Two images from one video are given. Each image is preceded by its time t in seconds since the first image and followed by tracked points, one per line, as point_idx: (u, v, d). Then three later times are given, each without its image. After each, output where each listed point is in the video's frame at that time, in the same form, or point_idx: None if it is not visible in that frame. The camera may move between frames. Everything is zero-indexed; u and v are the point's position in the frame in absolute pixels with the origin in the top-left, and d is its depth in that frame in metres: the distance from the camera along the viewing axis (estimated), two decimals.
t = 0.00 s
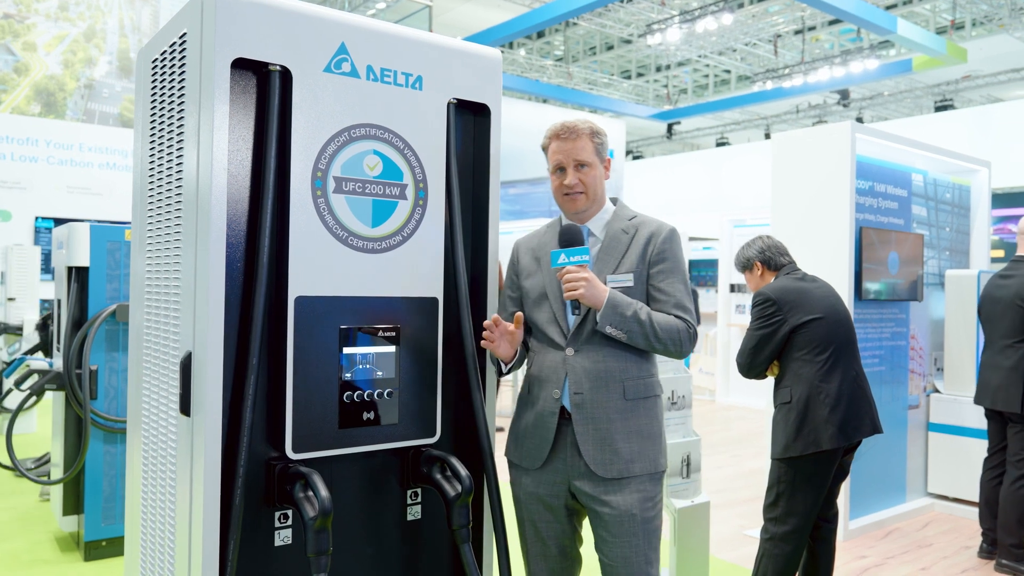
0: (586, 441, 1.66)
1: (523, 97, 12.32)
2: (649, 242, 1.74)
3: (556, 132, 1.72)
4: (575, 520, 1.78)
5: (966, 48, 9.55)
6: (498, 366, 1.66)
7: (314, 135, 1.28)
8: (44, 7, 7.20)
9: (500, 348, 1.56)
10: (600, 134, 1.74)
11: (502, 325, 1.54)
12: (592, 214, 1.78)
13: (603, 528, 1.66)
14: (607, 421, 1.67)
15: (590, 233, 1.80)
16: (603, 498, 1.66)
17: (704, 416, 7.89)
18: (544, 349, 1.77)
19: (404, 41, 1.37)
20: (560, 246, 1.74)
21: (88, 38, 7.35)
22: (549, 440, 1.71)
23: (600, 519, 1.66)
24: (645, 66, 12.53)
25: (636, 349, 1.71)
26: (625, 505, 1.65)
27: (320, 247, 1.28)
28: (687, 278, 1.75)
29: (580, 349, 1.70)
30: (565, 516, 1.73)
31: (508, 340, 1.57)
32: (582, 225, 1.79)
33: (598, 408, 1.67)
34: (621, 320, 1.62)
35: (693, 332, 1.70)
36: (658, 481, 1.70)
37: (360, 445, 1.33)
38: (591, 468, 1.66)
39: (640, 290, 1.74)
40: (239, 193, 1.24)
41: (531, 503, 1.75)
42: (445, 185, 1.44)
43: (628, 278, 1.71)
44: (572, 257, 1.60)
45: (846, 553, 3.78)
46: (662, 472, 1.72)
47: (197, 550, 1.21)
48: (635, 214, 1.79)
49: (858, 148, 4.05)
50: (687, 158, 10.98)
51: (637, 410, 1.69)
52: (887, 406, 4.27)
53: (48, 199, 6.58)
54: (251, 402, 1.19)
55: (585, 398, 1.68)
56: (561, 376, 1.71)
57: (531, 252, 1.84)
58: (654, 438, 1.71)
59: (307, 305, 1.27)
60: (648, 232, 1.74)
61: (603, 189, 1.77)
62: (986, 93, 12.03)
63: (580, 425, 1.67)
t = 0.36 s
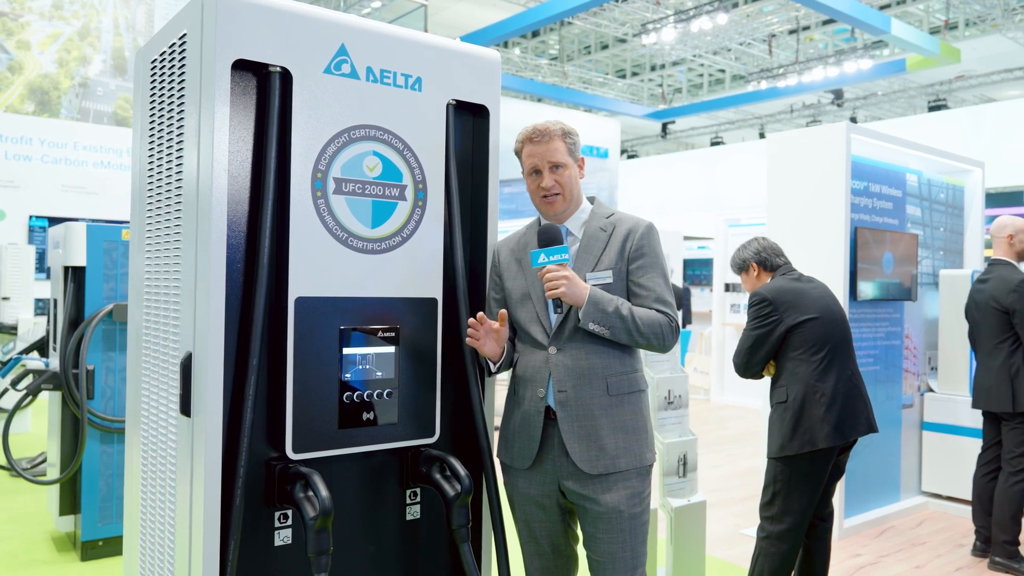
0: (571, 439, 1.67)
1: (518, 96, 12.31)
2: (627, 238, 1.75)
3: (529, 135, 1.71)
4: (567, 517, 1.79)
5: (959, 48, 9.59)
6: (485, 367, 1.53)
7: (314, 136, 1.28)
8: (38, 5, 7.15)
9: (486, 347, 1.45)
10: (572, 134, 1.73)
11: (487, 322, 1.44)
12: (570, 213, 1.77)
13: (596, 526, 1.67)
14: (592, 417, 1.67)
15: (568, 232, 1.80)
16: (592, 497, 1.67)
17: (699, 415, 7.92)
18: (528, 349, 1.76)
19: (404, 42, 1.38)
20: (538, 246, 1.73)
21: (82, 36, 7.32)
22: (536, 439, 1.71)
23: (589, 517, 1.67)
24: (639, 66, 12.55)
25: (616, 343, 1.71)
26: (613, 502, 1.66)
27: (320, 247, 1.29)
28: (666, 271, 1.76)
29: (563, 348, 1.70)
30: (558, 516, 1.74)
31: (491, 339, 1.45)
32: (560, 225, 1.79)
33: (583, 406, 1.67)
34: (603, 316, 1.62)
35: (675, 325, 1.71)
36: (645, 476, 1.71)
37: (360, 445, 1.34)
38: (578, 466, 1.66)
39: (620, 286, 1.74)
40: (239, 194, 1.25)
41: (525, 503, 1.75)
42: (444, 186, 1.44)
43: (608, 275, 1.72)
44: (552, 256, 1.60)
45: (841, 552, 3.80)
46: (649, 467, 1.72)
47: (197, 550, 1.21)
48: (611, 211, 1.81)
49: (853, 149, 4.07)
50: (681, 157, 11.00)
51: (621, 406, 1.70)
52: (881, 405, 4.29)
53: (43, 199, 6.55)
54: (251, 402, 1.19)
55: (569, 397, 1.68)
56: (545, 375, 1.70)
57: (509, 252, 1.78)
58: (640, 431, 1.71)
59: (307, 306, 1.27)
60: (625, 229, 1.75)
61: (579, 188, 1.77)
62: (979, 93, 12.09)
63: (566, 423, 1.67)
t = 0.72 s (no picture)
0: (576, 440, 1.67)
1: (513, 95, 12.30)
2: (633, 238, 1.75)
3: (535, 134, 1.71)
4: (569, 517, 1.79)
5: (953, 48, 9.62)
6: (482, 365, 1.53)
7: (312, 135, 1.28)
8: (31, 3, 7.11)
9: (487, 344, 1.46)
10: (576, 133, 1.74)
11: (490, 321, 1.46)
12: (576, 212, 1.79)
13: (599, 526, 1.67)
14: (597, 418, 1.67)
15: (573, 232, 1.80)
16: (596, 499, 1.66)
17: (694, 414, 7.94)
18: (534, 349, 1.76)
19: (402, 41, 1.38)
20: (546, 244, 1.71)
21: (75, 35, 7.28)
22: (541, 440, 1.71)
23: (593, 518, 1.67)
24: (634, 65, 12.55)
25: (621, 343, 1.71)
26: (617, 505, 1.66)
27: (317, 246, 1.28)
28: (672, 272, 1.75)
29: (567, 347, 1.70)
30: (561, 517, 1.74)
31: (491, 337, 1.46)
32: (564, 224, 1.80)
33: (588, 407, 1.67)
34: (610, 316, 1.63)
35: (681, 326, 1.71)
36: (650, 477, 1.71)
37: (357, 444, 1.34)
38: (582, 466, 1.66)
39: (626, 286, 1.74)
40: (237, 194, 1.24)
41: (527, 503, 1.75)
42: (442, 185, 1.44)
43: (614, 275, 1.72)
44: (560, 254, 1.61)
45: (836, 550, 3.81)
46: (653, 468, 1.72)
47: (195, 549, 1.21)
48: (616, 211, 1.81)
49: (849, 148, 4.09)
50: (675, 155, 11.02)
51: (626, 407, 1.69)
52: (876, 403, 4.31)
53: (36, 197, 6.52)
54: (249, 401, 1.19)
55: (574, 397, 1.68)
56: (550, 375, 1.71)
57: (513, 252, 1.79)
58: (644, 433, 1.71)
59: (304, 305, 1.27)
60: (631, 229, 1.75)
61: (585, 187, 1.79)
62: (971, 93, 12.14)
63: (570, 424, 1.67)
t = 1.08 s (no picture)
0: (591, 437, 1.67)
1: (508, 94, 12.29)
2: (654, 237, 1.75)
3: (571, 123, 1.71)
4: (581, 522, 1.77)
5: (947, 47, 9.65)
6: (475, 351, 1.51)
7: (309, 133, 1.27)
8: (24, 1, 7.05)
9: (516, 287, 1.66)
10: (611, 131, 1.74)
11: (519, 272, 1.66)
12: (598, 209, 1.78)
13: (611, 526, 1.67)
14: (611, 416, 1.67)
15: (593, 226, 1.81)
16: (610, 497, 1.67)
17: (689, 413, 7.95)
18: (550, 343, 1.76)
19: (399, 39, 1.37)
20: (574, 228, 1.71)
21: (68, 33, 7.23)
22: (557, 438, 1.71)
23: (608, 519, 1.67)
24: (629, 64, 12.56)
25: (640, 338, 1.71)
26: (633, 504, 1.67)
27: (314, 245, 1.28)
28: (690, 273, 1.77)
29: (585, 342, 1.71)
30: (573, 520, 1.73)
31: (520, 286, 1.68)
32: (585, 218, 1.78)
33: (603, 404, 1.67)
34: (635, 305, 1.62)
35: (700, 325, 1.72)
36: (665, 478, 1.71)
37: (355, 443, 1.33)
38: (596, 464, 1.66)
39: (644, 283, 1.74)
40: (233, 192, 1.23)
41: (535, 503, 1.75)
42: (440, 184, 1.44)
43: (634, 269, 1.72)
44: (589, 237, 1.64)
45: (832, 548, 3.82)
46: (668, 469, 1.72)
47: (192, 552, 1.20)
48: (638, 210, 1.81)
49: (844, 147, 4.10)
50: (670, 155, 11.02)
51: (641, 406, 1.69)
52: (871, 402, 4.32)
53: (29, 196, 6.47)
54: (246, 401, 1.18)
55: (589, 394, 1.68)
56: (567, 370, 1.71)
57: (531, 244, 1.89)
58: (660, 433, 1.71)
59: (301, 304, 1.26)
60: (652, 227, 1.76)
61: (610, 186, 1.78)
62: (964, 93, 12.19)
63: (584, 420, 1.68)
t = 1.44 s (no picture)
0: (609, 439, 1.67)
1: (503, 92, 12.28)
2: (684, 242, 1.74)
3: (604, 122, 1.73)
4: (594, 525, 1.77)
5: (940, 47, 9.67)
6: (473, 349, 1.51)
7: (305, 131, 1.27)
8: None
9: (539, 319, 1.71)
10: (644, 131, 1.76)
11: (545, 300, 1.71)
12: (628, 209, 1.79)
13: (625, 526, 1.68)
14: (631, 419, 1.67)
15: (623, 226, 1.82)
16: (626, 497, 1.67)
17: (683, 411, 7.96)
18: (571, 342, 1.77)
19: (394, 36, 1.36)
20: (606, 231, 1.72)
21: (61, 30, 7.17)
22: (574, 437, 1.71)
23: (623, 521, 1.68)
24: (623, 63, 12.56)
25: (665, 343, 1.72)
26: (649, 505, 1.67)
27: (310, 245, 1.27)
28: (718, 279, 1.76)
29: (608, 342, 1.71)
30: (585, 521, 1.73)
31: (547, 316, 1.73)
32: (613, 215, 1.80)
33: (623, 406, 1.67)
34: (664, 314, 1.62)
35: (726, 334, 1.72)
36: (682, 483, 1.71)
37: (352, 442, 1.33)
38: (614, 467, 1.66)
39: (672, 287, 1.73)
40: (228, 191, 1.23)
41: (543, 503, 1.75)
42: (436, 183, 1.43)
43: (663, 273, 1.70)
44: (620, 244, 1.65)
45: (827, 545, 3.84)
46: (686, 475, 1.71)
47: (188, 552, 1.19)
48: (668, 213, 1.80)
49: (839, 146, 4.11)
50: (665, 153, 11.02)
51: (664, 409, 1.69)
52: (866, 400, 4.34)
53: (21, 193, 6.42)
54: (241, 400, 1.18)
55: (610, 394, 1.68)
56: (588, 369, 1.71)
57: (560, 245, 1.88)
58: (680, 439, 1.71)
59: (297, 303, 1.26)
60: (683, 232, 1.75)
61: (641, 185, 1.80)
62: (958, 92, 12.21)
63: (603, 422, 1.68)
